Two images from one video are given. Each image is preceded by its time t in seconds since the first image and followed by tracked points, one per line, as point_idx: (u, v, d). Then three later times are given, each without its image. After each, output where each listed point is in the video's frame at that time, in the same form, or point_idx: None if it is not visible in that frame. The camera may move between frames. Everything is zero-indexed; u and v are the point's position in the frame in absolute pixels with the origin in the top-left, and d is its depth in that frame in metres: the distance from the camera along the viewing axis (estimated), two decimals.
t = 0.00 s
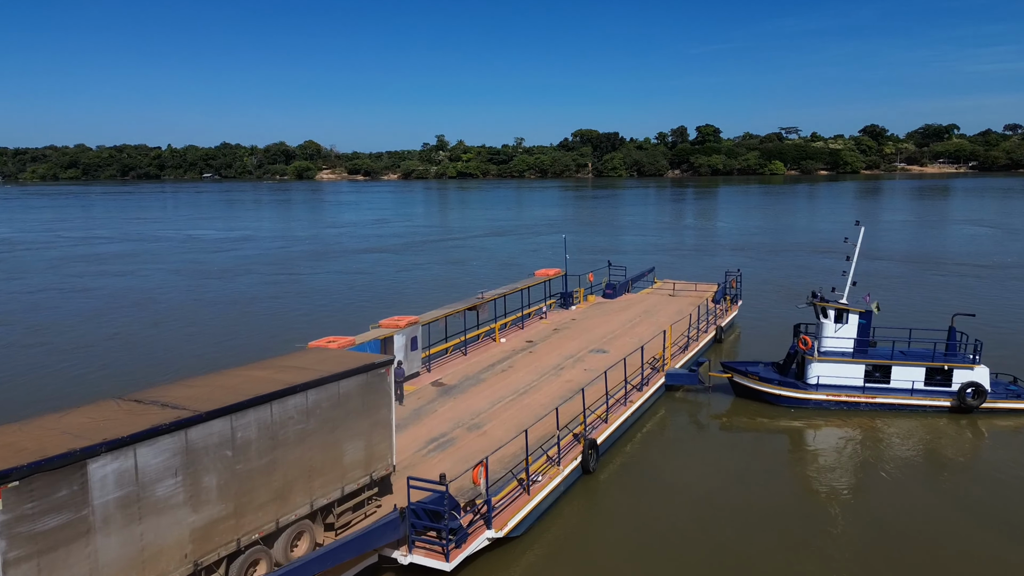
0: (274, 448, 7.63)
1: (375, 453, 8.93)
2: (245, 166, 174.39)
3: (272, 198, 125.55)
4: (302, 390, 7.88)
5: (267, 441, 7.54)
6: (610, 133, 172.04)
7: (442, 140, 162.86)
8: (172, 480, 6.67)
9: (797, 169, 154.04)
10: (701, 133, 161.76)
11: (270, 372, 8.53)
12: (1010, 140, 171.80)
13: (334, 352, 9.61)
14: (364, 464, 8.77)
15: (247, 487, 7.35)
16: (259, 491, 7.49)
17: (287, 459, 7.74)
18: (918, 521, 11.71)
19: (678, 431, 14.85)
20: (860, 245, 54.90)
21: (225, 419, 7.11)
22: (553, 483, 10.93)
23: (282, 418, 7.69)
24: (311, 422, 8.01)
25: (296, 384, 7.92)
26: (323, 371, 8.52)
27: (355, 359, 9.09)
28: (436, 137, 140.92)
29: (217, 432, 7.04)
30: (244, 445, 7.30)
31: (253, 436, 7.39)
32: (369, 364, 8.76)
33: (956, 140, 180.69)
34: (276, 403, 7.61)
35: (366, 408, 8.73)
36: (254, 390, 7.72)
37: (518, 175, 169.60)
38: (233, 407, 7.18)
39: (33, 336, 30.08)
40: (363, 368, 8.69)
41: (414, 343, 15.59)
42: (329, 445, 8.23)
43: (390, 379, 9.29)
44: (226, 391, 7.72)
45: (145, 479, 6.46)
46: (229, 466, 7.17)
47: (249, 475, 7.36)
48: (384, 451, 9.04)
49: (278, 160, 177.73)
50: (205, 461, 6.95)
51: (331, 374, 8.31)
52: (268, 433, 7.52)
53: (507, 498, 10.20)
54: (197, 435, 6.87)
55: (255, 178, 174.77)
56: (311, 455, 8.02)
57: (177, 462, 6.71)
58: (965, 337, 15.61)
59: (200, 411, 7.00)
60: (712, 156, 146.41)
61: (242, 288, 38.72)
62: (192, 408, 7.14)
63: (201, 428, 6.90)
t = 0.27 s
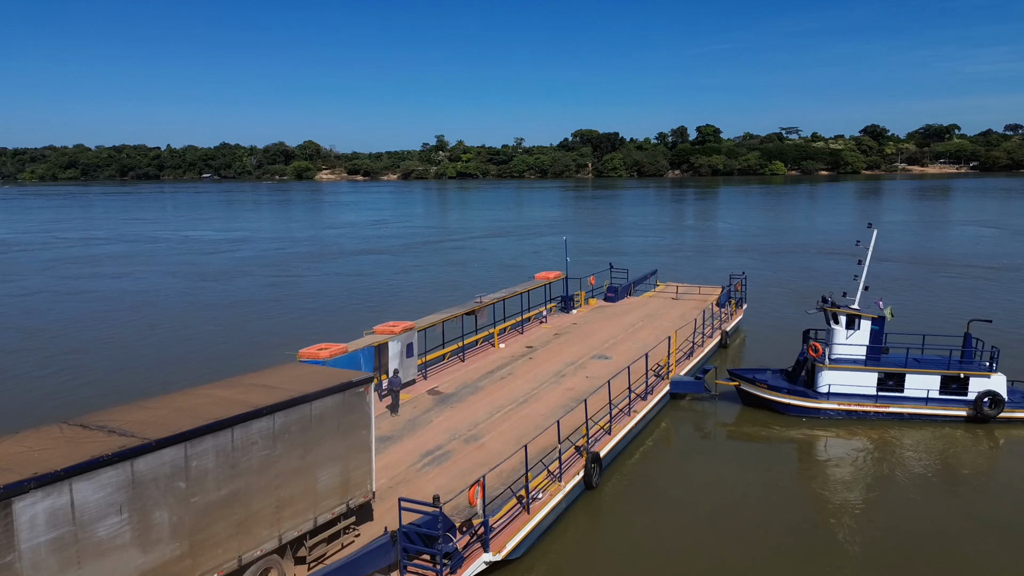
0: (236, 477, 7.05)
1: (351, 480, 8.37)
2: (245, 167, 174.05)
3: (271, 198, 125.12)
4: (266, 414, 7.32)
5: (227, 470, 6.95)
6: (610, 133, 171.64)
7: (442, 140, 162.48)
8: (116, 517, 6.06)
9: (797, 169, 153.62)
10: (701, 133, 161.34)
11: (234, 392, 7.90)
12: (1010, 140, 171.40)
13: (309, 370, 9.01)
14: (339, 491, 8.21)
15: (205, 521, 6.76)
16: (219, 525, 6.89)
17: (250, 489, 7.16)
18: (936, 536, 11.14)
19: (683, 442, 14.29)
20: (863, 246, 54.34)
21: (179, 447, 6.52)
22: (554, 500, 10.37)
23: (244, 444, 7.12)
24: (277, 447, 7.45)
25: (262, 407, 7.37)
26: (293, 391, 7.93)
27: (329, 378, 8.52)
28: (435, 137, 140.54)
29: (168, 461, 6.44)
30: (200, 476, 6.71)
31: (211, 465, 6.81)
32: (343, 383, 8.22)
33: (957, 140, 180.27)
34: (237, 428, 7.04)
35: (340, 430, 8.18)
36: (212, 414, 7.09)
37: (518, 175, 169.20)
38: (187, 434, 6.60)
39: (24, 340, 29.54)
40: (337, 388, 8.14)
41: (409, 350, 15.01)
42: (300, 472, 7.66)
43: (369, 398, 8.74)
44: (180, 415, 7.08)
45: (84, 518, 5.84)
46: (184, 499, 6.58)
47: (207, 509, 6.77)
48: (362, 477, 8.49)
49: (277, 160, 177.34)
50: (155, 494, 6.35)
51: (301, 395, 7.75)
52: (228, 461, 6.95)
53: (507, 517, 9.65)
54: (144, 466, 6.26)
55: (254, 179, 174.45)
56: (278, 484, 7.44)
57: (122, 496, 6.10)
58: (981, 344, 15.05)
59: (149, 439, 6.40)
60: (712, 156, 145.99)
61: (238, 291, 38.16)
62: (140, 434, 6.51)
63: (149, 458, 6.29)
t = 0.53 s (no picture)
0: (189, 516, 6.44)
1: (322, 514, 7.80)
2: (244, 167, 173.64)
3: (271, 199, 124.64)
4: (226, 443, 6.73)
5: (178, 506, 6.34)
6: (610, 133, 171.24)
7: (442, 140, 161.97)
8: (44, 564, 5.38)
9: (798, 169, 153.18)
10: (702, 133, 160.98)
11: (192, 418, 7.25)
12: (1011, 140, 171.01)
13: (280, 391, 8.37)
14: (307, 525, 7.63)
15: (151, 564, 6.12)
16: (168, 568, 6.26)
17: (205, 528, 6.55)
18: (955, 554, 10.57)
19: (689, 454, 13.72)
20: (866, 247, 53.80)
21: (121, 483, 5.89)
22: (555, 520, 9.79)
23: (200, 478, 6.52)
24: (237, 480, 6.85)
25: (221, 435, 6.77)
26: (258, 416, 7.31)
27: (299, 401, 7.92)
28: (434, 137, 140.14)
29: (107, 500, 5.79)
30: (146, 515, 6.08)
31: (160, 502, 6.18)
32: (313, 407, 7.64)
33: (958, 140, 179.81)
34: (190, 460, 6.43)
35: (310, 458, 7.60)
36: (165, 445, 6.45)
37: (518, 175, 168.78)
38: (133, 468, 5.99)
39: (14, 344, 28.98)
40: (307, 412, 7.57)
41: (404, 357, 14.42)
42: (263, 506, 7.08)
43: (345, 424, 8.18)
44: (127, 444, 6.43)
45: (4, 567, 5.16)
46: (127, 542, 5.94)
47: (154, 552, 6.13)
48: (334, 510, 7.94)
49: (277, 161, 176.98)
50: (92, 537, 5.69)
51: (266, 421, 7.17)
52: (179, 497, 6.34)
53: (506, 540, 9.08)
54: (76, 506, 5.59)
55: (254, 179, 174.04)
56: (238, 521, 6.84)
57: (52, 540, 5.44)
58: (998, 352, 14.46)
59: (85, 475, 5.75)
60: (713, 156, 145.57)
61: (234, 293, 37.55)
62: (76, 469, 5.85)
63: (84, 497, 5.64)
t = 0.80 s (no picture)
0: (125, 565, 5.73)
1: (281, 554, 7.19)
2: (244, 167, 173.25)
3: (271, 199, 124.19)
4: (171, 480, 6.06)
5: (109, 554, 5.61)
6: (610, 133, 170.77)
7: (442, 139, 161.50)
8: None
9: (799, 169, 152.72)
10: (702, 133, 160.52)
11: (138, 449, 6.60)
12: (1012, 140, 170.53)
13: (239, 417, 7.73)
14: (265, 567, 7.01)
15: None
16: None
17: None
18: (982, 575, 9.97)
19: (696, 467, 13.12)
20: (868, 248, 53.18)
21: (42, 531, 5.16)
22: (557, 543, 9.18)
23: (139, 522, 5.83)
24: (184, 521, 6.18)
25: (165, 472, 6.08)
26: (211, 448, 6.66)
27: (258, 429, 7.29)
28: (434, 137, 139.70)
29: (23, 553, 5.05)
30: (72, 566, 5.35)
31: (88, 551, 5.45)
32: (274, 437, 7.04)
33: (958, 140, 179.29)
34: (127, 501, 5.73)
35: (269, 492, 6.98)
36: (106, 481, 5.80)
37: (518, 175, 168.31)
38: (55, 514, 5.25)
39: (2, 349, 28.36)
40: (266, 442, 6.95)
41: (398, 365, 13.81)
42: (213, 549, 6.43)
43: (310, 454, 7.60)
44: (56, 482, 5.74)
45: None
46: None
47: None
48: (297, 549, 7.34)
49: (276, 161, 176.48)
50: None
51: (219, 454, 6.52)
52: (112, 544, 5.62)
53: (505, 566, 8.47)
54: None
55: (253, 179, 173.60)
56: (183, 567, 6.16)
57: None
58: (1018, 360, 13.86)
59: None
60: (713, 156, 145.11)
61: (229, 296, 36.92)
62: None
63: None
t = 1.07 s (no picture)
0: None
1: None
2: (243, 167, 172.70)
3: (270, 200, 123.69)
4: (95, 530, 5.41)
5: None
6: (610, 133, 170.31)
7: (441, 139, 160.86)
8: None
9: (799, 169, 152.21)
10: (703, 133, 160.04)
11: (65, 491, 5.96)
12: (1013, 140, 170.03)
13: (189, 450, 7.13)
14: None
15: None
16: None
17: None
18: None
19: (704, 482, 12.51)
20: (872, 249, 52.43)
21: None
22: (559, 570, 8.58)
23: None
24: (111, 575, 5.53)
25: (88, 520, 5.43)
26: (147, 490, 6.03)
27: (205, 465, 6.69)
28: (433, 137, 139.27)
29: None
30: None
31: None
32: (223, 474, 6.45)
33: (959, 140, 178.78)
34: (39, 556, 5.05)
35: (215, 537, 6.40)
36: (18, 532, 5.12)
37: (518, 176, 167.84)
38: None
39: None
40: (212, 481, 6.36)
41: (392, 375, 13.16)
42: None
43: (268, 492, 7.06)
44: None
45: None
46: None
47: None
48: None
49: (275, 161, 176.04)
50: None
51: (155, 497, 5.90)
52: None
53: None
54: None
55: (253, 179, 173.10)
56: None
57: None
58: None
59: None
60: (713, 156, 144.63)
61: (224, 300, 36.29)
62: None
63: None
